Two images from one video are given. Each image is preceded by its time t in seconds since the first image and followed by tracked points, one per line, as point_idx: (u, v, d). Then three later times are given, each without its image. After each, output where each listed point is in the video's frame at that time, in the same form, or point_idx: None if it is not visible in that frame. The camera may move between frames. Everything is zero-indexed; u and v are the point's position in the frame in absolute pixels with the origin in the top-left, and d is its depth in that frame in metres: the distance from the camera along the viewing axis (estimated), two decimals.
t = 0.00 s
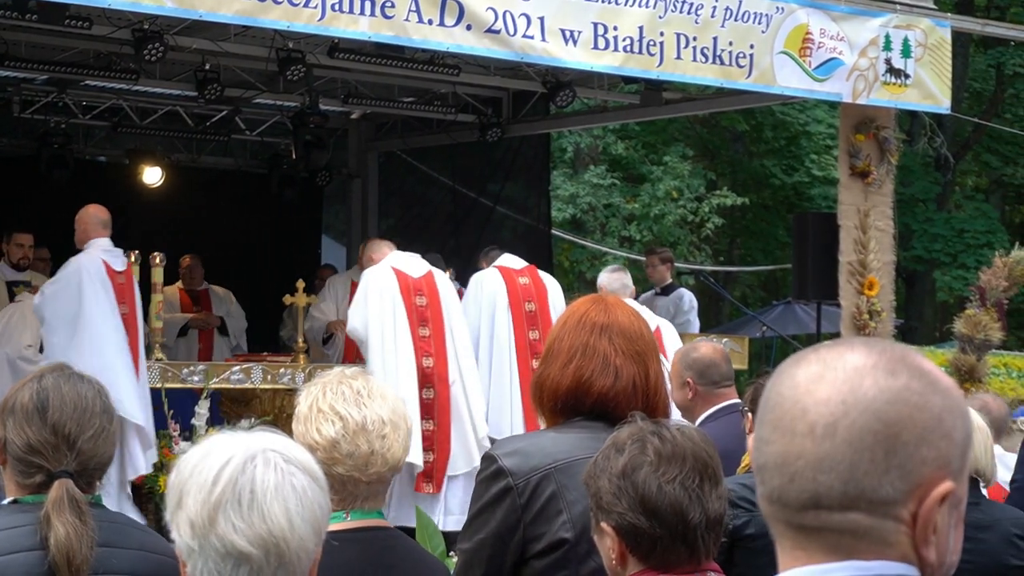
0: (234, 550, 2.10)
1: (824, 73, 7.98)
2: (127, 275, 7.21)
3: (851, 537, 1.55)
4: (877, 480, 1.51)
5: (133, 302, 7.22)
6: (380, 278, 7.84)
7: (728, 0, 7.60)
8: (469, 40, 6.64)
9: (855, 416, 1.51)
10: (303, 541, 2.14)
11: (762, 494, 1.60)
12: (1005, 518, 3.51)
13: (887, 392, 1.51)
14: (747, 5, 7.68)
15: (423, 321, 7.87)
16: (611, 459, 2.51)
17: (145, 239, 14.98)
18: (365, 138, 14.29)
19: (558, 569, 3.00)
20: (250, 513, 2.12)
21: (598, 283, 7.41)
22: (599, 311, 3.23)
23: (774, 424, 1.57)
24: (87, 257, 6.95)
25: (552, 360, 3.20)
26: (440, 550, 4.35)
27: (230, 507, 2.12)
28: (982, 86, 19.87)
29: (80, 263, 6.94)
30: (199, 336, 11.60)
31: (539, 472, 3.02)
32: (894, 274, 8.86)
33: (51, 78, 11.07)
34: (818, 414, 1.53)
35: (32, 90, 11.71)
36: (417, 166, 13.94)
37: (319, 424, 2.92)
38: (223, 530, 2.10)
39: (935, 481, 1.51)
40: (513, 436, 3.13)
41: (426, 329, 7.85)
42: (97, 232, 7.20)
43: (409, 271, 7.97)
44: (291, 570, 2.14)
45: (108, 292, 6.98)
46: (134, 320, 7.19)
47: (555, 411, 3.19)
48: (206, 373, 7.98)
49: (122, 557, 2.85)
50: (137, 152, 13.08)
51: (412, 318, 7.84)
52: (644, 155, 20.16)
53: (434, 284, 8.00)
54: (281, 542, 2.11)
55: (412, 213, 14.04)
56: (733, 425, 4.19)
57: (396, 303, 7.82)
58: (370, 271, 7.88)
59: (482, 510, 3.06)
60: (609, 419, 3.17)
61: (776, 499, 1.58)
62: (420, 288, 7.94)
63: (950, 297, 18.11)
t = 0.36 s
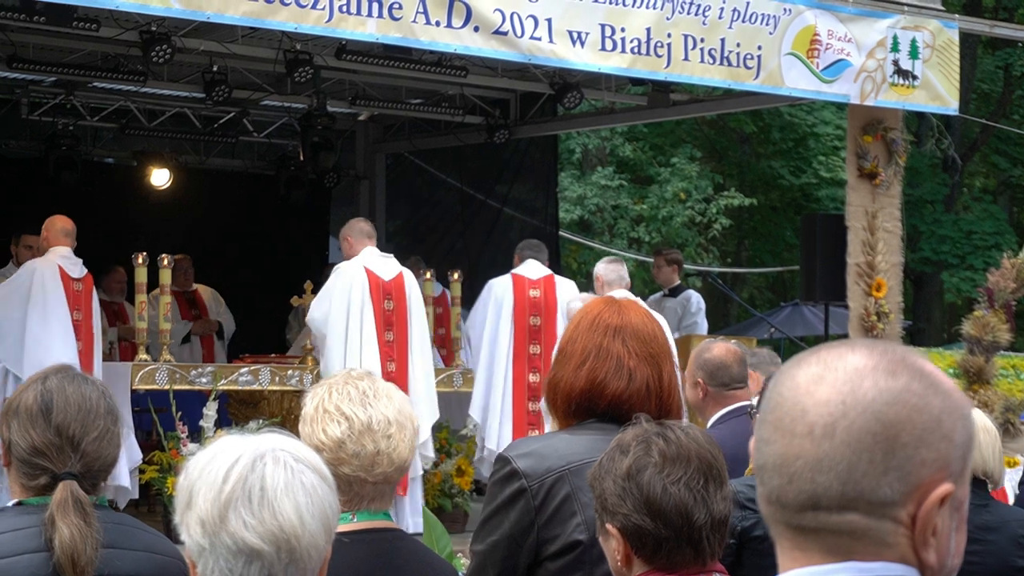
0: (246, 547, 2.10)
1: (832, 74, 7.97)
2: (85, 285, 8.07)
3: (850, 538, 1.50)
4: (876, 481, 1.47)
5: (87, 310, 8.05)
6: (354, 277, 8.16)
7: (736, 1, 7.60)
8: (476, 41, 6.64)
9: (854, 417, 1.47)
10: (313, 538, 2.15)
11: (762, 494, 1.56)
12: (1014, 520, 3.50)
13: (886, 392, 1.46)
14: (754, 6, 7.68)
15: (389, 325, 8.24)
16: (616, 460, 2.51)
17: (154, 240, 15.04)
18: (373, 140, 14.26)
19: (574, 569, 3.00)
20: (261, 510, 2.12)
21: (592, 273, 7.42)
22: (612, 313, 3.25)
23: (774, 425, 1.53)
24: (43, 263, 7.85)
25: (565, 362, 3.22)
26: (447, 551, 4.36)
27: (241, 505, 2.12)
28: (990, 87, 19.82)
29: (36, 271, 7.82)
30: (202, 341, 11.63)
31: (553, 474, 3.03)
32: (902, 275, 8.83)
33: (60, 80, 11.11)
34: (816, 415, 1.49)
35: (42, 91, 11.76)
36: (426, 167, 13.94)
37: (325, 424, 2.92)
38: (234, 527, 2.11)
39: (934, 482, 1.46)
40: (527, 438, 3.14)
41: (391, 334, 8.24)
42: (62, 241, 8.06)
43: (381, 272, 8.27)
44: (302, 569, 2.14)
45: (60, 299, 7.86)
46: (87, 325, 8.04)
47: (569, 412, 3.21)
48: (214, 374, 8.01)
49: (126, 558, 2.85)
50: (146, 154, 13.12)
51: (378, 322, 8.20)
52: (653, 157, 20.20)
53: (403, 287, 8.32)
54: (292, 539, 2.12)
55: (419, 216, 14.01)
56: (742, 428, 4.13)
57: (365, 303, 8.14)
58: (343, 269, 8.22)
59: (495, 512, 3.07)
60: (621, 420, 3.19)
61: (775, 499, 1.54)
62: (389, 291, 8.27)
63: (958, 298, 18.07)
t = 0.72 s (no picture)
0: (267, 546, 2.11)
1: (853, 73, 7.95)
2: (64, 281, 8.02)
3: (862, 538, 1.51)
4: (885, 480, 1.48)
5: (66, 306, 8.02)
6: (346, 281, 8.01)
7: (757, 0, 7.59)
8: (496, 40, 6.64)
9: (863, 417, 1.48)
10: (334, 537, 2.14)
11: (775, 495, 1.56)
12: None
13: (894, 392, 1.47)
14: (776, 5, 7.66)
15: (373, 330, 8.16)
16: (634, 460, 2.52)
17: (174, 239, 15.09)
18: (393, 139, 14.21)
19: (595, 569, 3.00)
20: (282, 509, 2.13)
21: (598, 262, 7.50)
22: (637, 312, 3.25)
23: (784, 425, 1.54)
24: (17, 257, 7.90)
25: (590, 361, 3.23)
26: (467, 550, 4.36)
27: (262, 503, 2.13)
28: (1012, 86, 19.72)
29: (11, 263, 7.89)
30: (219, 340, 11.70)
31: (575, 473, 3.03)
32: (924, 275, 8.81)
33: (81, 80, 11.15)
34: (825, 415, 1.50)
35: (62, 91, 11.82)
36: (445, 167, 13.94)
37: (345, 423, 2.93)
38: (256, 526, 2.11)
39: (946, 481, 1.46)
40: (551, 437, 3.14)
41: (376, 339, 8.16)
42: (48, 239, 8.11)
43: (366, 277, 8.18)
44: (324, 568, 2.14)
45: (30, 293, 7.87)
46: (62, 322, 8.00)
47: (594, 412, 3.22)
48: (235, 374, 8.05)
49: (144, 556, 2.86)
50: (166, 153, 13.16)
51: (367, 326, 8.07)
52: (673, 156, 20.22)
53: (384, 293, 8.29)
54: (313, 537, 2.12)
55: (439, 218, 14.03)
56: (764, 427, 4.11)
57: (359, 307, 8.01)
58: (336, 268, 8.02)
59: (517, 510, 3.07)
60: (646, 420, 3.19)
61: (786, 501, 1.55)
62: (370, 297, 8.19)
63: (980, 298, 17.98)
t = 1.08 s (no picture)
0: (278, 546, 2.10)
1: (865, 73, 7.94)
2: (25, 280, 7.67)
3: (883, 540, 1.50)
4: (907, 483, 1.47)
5: (28, 307, 7.66)
6: (326, 280, 7.66)
7: (768, 1, 7.58)
8: (508, 41, 6.64)
9: (883, 419, 1.47)
10: (345, 538, 2.14)
11: (793, 497, 1.56)
12: None
13: (915, 393, 1.46)
14: (787, 6, 7.65)
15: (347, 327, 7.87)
16: (642, 461, 2.52)
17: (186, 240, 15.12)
18: (405, 140, 14.25)
19: (609, 570, 3.00)
20: (293, 510, 2.13)
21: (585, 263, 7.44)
22: (653, 314, 3.25)
23: (804, 427, 1.53)
24: None
25: (605, 363, 3.23)
26: (480, 551, 4.37)
27: (274, 504, 2.13)
28: None
29: None
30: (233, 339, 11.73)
31: (588, 474, 3.03)
32: (936, 275, 8.81)
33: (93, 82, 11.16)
34: (846, 418, 1.49)
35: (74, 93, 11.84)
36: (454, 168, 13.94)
37: (354, 423, 2.93)
38: (267, 527, 2.11)
39: (967, 483, 1.46)
40: (564, 438, 3.14)
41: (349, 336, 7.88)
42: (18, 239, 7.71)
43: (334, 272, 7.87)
44: (334, 568, 2.14)
45: None
46: (26, 321, 7.64)
47: (609, 413, 3.21)
48: (248, 374, 8.04)
49: (155, 557, 2.87)
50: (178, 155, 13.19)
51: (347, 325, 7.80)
52: (685, 156, 20.22)
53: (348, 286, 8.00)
54: (324, 539, 2.12)
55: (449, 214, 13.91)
56: (776, 430, 4.11)
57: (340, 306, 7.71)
58: (316, 265, 7.67)
59: (531, 511, 3.08)
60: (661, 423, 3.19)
61: (806, 503, 1.54)
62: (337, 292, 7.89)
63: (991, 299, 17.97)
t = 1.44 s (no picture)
0: (301, 547, 2.10)
1: (888, 73, 7.93)
2: (21, 279, 7.70)
3: (913, 542, 1.47)
4: (939, 483, 1.44)
5: (24, 305, 7.68)
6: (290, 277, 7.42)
7: (791, 1, 7.57)
8: (530, 42, 6.64)
9: (914, 418, 1.44)
10: (368, 539, 2.14)
11: (819, 498, 1.52)
12: None
13: (945, 393, 1.43)
14: (810, 6, 7.63)
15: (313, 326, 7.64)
16: (665, 462, 2.52)
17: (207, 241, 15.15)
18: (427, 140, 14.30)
19: (633, 572, 3.00)
20: (316, 509, 2.12)
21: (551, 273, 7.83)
22: (681, 315, 3.25)
23: (831, 428, 1.49)
24: None
25: (632, 364, 3.23)
26: (502, 551, 4.37)
27: (297, 504, 2.12)
28: None
29: None
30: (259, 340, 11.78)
31: (614, 476, 3.02)
32: (960, 275, 8.80)
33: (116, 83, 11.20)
34: (877, 417, 1.46)
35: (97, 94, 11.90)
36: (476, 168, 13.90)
37: (377, 424, 2.93)
38: (291, 528, 2.10)
39: (997, 482, 1.43)
40: (589, 440, 3.13)
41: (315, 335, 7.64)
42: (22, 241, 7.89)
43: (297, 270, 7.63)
44: (358, 568, 2.14)
45: None
46: (24, 319, 7.67)
47: (635, 414, 3.21)
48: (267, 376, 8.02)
49: (179, 558, 2.87)
50: (201, 156, 13.22)
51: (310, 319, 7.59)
52: (707, 157, 20.19)
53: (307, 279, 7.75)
54: (348, 538, 2.11)
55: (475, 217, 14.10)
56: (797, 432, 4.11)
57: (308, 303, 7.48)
58: (280, 264, 7.42)
59: (557, 512, 3.08)
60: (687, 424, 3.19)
61: (834, 504, 1.51)
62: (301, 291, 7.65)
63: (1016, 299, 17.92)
